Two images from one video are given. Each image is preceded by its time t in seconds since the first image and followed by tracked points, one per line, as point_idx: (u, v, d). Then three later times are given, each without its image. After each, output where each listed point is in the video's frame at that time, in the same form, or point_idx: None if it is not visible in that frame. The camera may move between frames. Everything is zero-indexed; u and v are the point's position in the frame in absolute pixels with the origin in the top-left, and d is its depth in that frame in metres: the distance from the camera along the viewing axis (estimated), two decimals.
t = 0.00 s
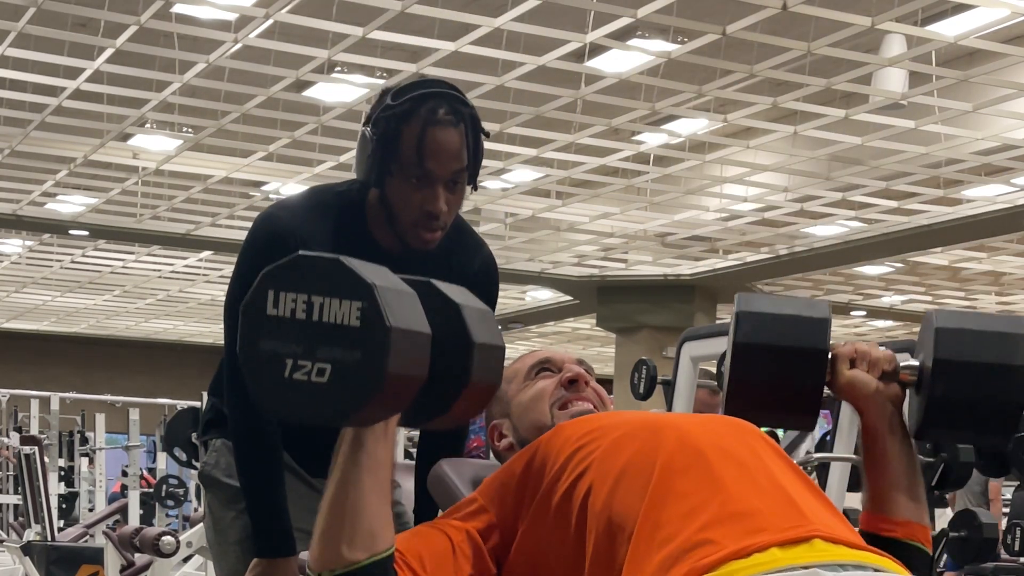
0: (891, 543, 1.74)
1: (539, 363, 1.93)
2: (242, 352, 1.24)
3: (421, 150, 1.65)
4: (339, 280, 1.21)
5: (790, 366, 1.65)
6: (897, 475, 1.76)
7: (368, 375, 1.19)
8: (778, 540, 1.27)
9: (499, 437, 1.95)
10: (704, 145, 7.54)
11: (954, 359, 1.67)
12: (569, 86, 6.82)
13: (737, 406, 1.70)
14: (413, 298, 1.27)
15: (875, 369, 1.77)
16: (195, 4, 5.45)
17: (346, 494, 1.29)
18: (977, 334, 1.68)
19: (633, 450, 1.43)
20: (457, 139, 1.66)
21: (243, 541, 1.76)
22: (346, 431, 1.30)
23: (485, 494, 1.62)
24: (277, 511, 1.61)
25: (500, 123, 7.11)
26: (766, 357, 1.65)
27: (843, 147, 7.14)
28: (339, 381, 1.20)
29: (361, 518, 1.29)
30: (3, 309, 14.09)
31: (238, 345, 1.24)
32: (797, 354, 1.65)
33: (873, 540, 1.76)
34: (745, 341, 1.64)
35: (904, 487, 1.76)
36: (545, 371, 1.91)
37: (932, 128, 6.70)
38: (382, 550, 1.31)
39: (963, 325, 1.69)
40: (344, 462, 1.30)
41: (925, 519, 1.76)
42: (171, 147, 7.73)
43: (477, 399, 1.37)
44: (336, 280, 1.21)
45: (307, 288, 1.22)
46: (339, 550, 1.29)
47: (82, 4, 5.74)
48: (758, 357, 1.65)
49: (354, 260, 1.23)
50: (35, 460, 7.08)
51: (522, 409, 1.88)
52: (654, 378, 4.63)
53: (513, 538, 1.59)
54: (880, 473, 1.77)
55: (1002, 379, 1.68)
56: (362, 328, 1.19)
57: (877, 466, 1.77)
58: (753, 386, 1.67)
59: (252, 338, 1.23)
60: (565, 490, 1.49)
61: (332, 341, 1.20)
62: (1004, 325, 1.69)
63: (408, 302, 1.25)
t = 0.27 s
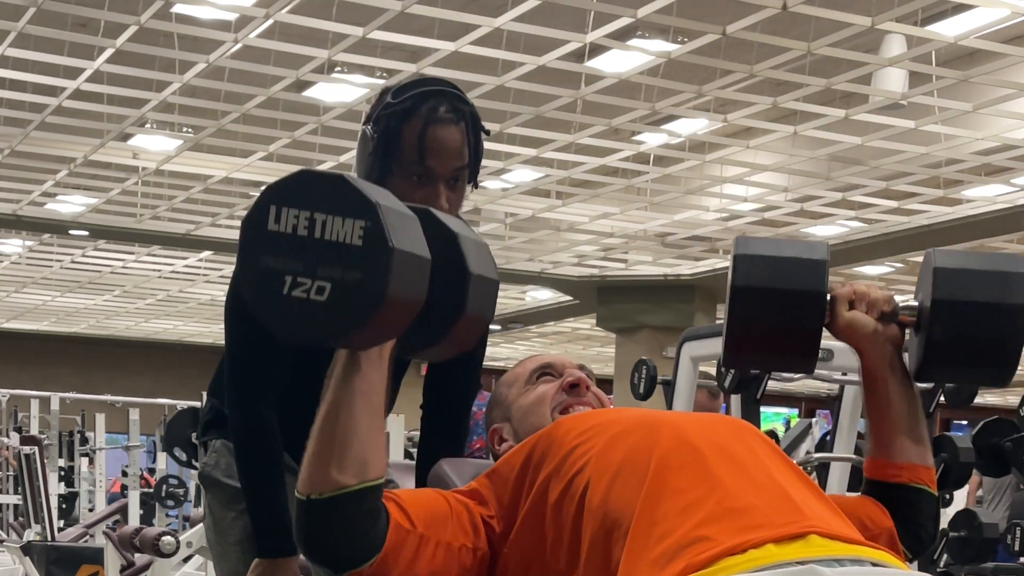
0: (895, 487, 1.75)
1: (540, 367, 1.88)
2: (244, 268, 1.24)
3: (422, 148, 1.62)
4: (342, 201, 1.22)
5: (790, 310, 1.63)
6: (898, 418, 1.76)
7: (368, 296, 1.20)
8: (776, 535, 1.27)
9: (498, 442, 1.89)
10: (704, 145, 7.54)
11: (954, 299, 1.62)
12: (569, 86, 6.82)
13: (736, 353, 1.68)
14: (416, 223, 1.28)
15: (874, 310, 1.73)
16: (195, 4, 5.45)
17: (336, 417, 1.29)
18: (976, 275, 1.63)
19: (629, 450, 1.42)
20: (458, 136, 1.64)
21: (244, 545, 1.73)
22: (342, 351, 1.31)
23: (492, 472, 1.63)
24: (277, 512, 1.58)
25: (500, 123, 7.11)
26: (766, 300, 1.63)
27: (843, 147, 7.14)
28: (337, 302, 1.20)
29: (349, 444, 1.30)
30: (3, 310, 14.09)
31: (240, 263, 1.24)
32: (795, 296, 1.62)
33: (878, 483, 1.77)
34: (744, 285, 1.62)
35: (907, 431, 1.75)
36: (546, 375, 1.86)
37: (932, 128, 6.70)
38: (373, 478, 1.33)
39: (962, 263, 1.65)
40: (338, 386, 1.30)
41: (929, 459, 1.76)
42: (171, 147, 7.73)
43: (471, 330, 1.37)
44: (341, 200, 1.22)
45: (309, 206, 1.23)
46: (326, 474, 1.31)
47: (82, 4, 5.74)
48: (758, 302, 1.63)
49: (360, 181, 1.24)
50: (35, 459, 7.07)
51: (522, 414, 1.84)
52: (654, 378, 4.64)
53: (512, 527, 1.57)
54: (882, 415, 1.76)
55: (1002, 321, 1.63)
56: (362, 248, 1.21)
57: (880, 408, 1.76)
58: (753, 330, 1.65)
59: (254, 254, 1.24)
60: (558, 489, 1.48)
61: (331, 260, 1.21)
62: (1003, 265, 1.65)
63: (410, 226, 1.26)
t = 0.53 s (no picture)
0: (887, 456, 1.55)
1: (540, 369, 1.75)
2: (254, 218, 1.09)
3: (425, 149, 1.54)
4: (360, 147, 1.08)
5: (767, 274, 1.47)
6: (889, 379, 1.55)
7: (381, 252, 1.06)
8: (777, 537, 1.18)
9: (497, 445, 1.75)
10: (704, 145, 7.52)
11: (942, 258, 1.44)
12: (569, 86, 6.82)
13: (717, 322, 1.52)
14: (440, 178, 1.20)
15: (859, 272, 1.54)
16: (195, 4, 5.45)
17: (340, 370, 1.17)
18: (965, 234, 1.45)
19: (624, 450, 1.31)
20: (459, 138, 1.56)
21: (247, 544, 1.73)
22: (347, 304, 1.18)
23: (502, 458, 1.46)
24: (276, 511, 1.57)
25: (499, 123, 7.11)
26: (747, 264, 1.46)
27: (843, 147, 7.13)
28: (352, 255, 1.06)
29: (353, 398, 1.18)
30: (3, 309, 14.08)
31: (249, 211, 1.10)
32: (774, 259, 1.46)
33: (869, 454, 1.56)
34: (726, 250, 1.46)
35: (899, 392, 1.55)
36: (547, 377, 1.73)
37: (932, 128, 6.70)
38: (374, 433, 1.21)
39: (951, 222, 1.46)
40: (340, 345, 1.18)
41: (922, 422, 1.56)
42: (171, 147, 7.73)
43: (479, 291, 1.20)
44: (360, 149, 1.08)
45: (327, 154, 1.08)
46: (327, 429, 1.19)
47: (82, 4, 5.74)
48: (737, 266, 1.47)
49: (380, 132, 1.10)
50: (36, 459, 7.08)
51: (522, 416, 1.71)
52: (654, 378, 4.63)
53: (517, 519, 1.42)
54: (870, 376, 1.56)
55: (997, 281, 1.45)
56: (381, 201, 1.06)
57: (868, 368, 1.55)
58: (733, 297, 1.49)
59: (263, 203, 1.09)
60: (555, 492, 1.34)
61: (344, 211, 1.07)
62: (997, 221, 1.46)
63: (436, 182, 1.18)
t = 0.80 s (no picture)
0: (881, 422, 1.57)
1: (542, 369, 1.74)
2: (270, 180, 1.09)
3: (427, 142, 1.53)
4: (377, 112, 1.08)
5: (755, 245, 1.51)
6: (880, 344, 1.57)
7: (400, 216, 1.06)
8: (780, 531, 1.17)
9: (499, 444, 1.76)
10: (704, 145, 7.53)
11: (927, 221, 1.45)
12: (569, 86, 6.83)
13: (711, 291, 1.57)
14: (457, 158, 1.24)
15: (849, 237, 1.55)
16: (195, 4, 5.45)
17: (359, 338, 1.18)
18: (951, 195, 1.44)
19: (628, 447, 1.30)
20: (464, 131, 1.55)
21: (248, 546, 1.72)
22: (363, 276, 1.19)
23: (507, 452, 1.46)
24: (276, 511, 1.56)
25: (500, 123, 7.12)
26: (735, 234, 1.51)
27: (843, 147, 7.14)
28: (370, 218, 1.07)
29: (374, 362, 1.19)
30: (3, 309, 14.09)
31: (267, 178, 1.09)
32: (765, 231, 1.50)
33: (861, 419, 1.58)
34: (713, 223, 1.51)
35: (890, 358, 1.57)
36: (549, 379, 1.72)
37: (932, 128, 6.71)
38: (395, 406, 1.22)
39: (939, 183, 1.46)
40: (355, 317, 1.19)
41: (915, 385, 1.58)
42: (171, 147, 7.73)
43: (486, 271, 1.27)
44: (377, 113, 1.09)
45: (345, 119, 1.09)
46: (351, 398, 1.19)
47: (81, 4, 5.74)
48: (726, 238, 1.52)
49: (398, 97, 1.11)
50: (36, 459, 7.07)
51: (523, 416, 1.70)
52: (654, 378, 4.64)
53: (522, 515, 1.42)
54: (862, 341, 1.57)
55: (984, 242, 1.45)
56: (399, 164, 1.07)
57: (858, 333, 1.57)
58: (724, 267, 1.54)
59: (281, 168, 1.09)
60: (557, 490, 1.33)
61: (363, 173, 1.07)
62: (985, 180, 1.46)
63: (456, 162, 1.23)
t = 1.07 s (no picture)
0: (871, 398, 1.56)
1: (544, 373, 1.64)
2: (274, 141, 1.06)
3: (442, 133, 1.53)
4: (382, 70, 1.06)
5: (740, 213, 1.50)
6: (868, 318, 1.55)
7: (405, 177, 1.06)
8: (782, 524, 1.16)
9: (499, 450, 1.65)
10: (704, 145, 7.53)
11: (913, 189, 1.44)
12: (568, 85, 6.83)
13: (698, 259, 1.56)
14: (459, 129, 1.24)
15: (835, 208, 1.52)
16: (195, 4, 5.46)
17: (365, 305, 1.19)
18: (935, 164, 1.44)
19: (630, 445, 1.29)
20: (480, 122, 1.55)
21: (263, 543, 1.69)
22: (368, 244, 1.19)
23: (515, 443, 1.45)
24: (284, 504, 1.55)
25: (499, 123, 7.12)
26: (723, 203, 1.50)
27: (843, 147, 7.14)
28: (377, 179, 1.06)
29: (382, 331, 1.20)
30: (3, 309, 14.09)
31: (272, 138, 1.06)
32: (751, 199, 1.49)
33: (851, 397, 1.57)
34: (700, 190, 1.51)
35: (880, 329, 1.56)
36: (551, 381, 1.63)
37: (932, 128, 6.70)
38: (403, 373, 1.22)
39: (926, 153, 1.45)
40: (362, 285, 1.19)
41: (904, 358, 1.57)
42: (171, 147, 7.73)
43: (488, 243, 1.30)
44: (381, 73, 1.06)
45: (350, 80, 1.06)
46: (360, 365, 1.19)
47: (82, 4, 5.74)
48: (713, 205, 1.51)
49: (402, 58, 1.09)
50: (35, 459, 7.07)
51: (526, 419, 1.61)
52: (654, 378, 4.64)
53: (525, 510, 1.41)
54: (851, 315, 1.55)
55: (970, 210, 1.44)
56: (404, 126, 1.06)
57: (847, 308, 1.55)
58: (710, 234, 1.53)
59: (285, 129, 1.06)
60: (559, 485, 1.32)
61: (369, 133, 1.05)
62: (972, 149, 1.45)
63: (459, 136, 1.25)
